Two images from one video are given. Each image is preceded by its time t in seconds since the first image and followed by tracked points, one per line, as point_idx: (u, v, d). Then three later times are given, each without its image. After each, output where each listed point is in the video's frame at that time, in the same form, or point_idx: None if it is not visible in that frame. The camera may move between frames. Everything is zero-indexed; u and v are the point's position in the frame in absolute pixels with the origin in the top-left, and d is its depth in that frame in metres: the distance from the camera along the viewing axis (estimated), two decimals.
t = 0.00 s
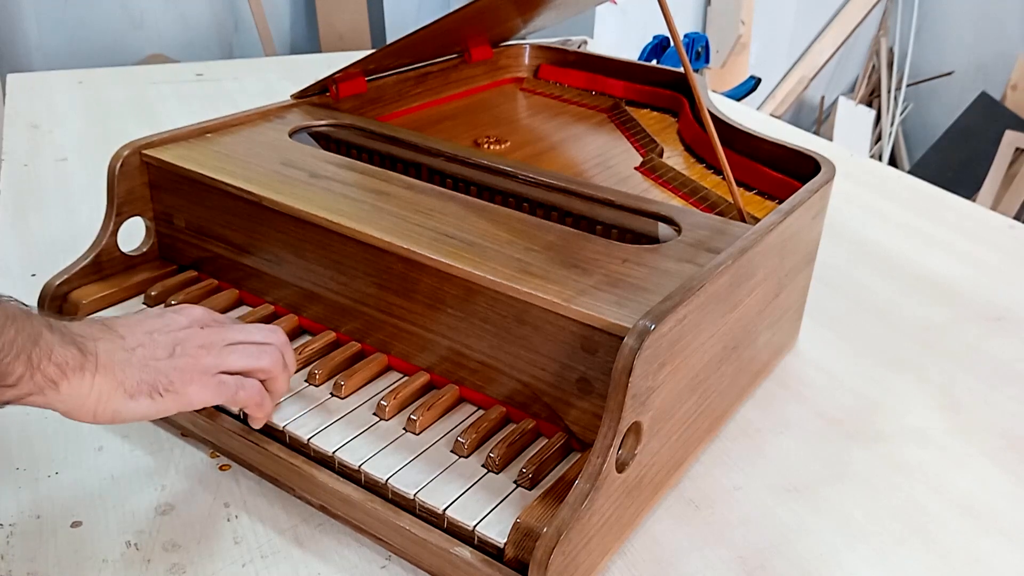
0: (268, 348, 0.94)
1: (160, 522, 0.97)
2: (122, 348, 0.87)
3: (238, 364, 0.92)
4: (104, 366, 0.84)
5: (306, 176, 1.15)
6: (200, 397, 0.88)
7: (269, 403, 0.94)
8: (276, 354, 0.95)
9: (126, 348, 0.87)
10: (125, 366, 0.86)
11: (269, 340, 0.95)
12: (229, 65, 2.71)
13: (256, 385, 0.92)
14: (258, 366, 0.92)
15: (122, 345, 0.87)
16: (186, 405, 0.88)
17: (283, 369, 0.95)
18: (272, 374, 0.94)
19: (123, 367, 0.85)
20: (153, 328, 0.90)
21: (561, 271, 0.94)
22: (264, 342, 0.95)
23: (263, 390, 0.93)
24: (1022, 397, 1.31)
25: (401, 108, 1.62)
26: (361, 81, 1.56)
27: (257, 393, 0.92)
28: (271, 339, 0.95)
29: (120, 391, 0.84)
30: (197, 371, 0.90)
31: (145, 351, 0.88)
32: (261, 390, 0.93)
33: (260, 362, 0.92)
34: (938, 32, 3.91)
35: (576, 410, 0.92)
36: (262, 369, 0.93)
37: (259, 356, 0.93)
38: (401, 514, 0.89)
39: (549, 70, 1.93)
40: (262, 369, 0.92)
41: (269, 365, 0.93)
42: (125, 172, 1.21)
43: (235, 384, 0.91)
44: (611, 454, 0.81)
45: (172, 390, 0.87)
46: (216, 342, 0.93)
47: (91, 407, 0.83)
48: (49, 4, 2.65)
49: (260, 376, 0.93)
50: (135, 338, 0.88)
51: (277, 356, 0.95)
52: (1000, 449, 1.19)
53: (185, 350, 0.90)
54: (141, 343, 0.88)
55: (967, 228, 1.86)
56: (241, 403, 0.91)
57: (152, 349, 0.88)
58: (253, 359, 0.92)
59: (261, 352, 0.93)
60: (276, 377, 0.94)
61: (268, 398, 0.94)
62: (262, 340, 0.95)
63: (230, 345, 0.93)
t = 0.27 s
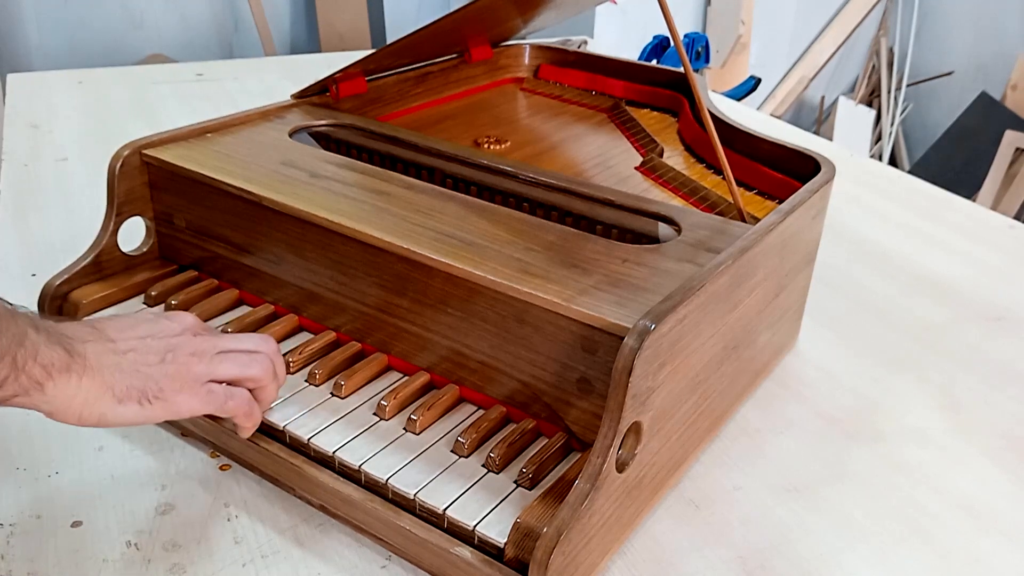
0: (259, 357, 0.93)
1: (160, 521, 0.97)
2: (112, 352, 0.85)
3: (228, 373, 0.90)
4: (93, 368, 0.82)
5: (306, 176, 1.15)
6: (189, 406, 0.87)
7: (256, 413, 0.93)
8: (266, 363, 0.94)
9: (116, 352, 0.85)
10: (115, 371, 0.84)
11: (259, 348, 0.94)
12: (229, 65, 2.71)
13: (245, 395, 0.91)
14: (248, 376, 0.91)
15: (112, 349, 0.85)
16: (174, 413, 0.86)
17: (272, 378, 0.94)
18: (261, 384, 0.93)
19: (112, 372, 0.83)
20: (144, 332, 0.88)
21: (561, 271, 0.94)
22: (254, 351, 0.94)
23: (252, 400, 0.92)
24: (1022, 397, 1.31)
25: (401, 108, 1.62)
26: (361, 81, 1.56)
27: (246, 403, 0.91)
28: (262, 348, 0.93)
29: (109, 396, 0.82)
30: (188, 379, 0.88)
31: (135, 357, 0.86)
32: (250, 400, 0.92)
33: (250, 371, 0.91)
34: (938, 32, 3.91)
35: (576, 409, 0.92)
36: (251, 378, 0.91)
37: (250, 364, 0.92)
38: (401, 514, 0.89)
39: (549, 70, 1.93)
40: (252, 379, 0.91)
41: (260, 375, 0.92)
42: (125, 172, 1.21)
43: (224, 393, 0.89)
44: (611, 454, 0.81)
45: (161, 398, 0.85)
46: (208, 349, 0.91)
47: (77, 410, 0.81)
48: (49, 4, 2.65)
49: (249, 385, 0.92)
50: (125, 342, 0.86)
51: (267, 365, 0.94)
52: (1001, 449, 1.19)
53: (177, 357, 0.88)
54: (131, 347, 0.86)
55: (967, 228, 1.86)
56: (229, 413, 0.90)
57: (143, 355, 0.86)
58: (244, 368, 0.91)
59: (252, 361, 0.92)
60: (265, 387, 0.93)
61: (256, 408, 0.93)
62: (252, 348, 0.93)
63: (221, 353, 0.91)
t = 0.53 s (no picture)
0: (253, 356, 0.93)
1: (160, 522, 0.97)
2: (106, 346, 0.84)
3: (223, 371, 0.90)
4: (86, 361, 0.81)
5: (306, 176, 1.15)
6: (181, 401, 0.86)
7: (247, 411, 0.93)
8: (261, 362, 0.94)
9: (111, 345, 0.85)
10: (109, 364, 0.83)
11: (254, 348, 0.94)
12: (229, 65, 2.71)
13: (237, 393, 0.92)
14: (242, 374, 0.91)
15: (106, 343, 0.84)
16: (166, 408, 0.86)
17: (265, 378, 0.94)
18: (254, 383, 0.93)
19: (106, 364, 0.83)
20: (139, 328, 0.88)
21: (561, 271, 0.94)
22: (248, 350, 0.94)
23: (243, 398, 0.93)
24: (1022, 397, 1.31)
25: (401, 108, 1.62)
26: (361, 81, 1.56)
27: (237, 401, 0.91)
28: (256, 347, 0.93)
29: (102, 388, 0.82)
30: (182, 374, 0.88)
31: (129, 350, 0.86)
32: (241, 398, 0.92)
33: (244, 370, 0.91)
34: (938, 32, 3.91)
35: (576, 409, 0.92)
36: (245, 377, 0.91)
37: (244, 363, 0.92)
38: (401, 514, 0.89)
39: (549, 70, 1.94)
40: (246, 378, 0.91)
41: (253, 374, 0.92)
42: (125, 172, 1.21)
43: (216, 390, 0.90)
44: (611, 454, 0.81)
45: (154, 392, 0.85)
46: (202, 346, 0.91)
47: (70, 401, 0.80)
48: (49, 4, 2.65)
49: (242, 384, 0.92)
50: (120, 336, 0.86)
51: (261, 365, 0.94)
52: (1001, 449, 1.19)
53: (172, 353, 0.88)
54: (126, 341, 0.86)
55: (967, 228, 1.86)
56: (221, 410, 0.90)
57: (138, 349, 0.86)
58: (237, 367, 0.91)
59: (246, 360, 0.92)
60: (257, 386, 0.93)
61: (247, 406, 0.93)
62: (247, 347, 0.93)
63: (216, 350, 0.91)
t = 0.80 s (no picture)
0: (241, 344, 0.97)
1: (160, 521, 0.97)
2: (105, 314, 0.88)
3: (215, 351, 0.94)
4: (84, 328, 0.86)
5: (306, 176, 1.15)
6: (171, 373, 0.91)
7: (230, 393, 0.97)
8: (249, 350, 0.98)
9: (108, 314, 0.89)
10: (106, 331, 0.87)
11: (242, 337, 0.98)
12: (229, 65, 2.71)
13: (225, 376, 0.95)
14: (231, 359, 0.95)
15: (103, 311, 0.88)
16: (155, 378, 0.90)
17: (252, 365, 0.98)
18: (242, 371, 0.97)
19: (103, 331, 0.87)
20: (138, 299, 0.92)
21: (561, 270, 0.94)
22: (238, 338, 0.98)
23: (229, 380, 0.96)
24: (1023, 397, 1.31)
25: (401, 108, 1.62)
26: (361, 81, 1.56)
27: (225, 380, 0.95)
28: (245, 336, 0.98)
29: (97, 354, 0.86)
30: (176, 347, 0.92)
31: (127, 319, 0.89)
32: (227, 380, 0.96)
33: (233, 355, 0.95)
34: (938, 32, 3.91)
35: (576, 409, 0.92)
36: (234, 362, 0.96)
37: (235, 348, 0.96)
38: (401, 514, 0.89)
39: (549, 70, 1.93)
40: (235, 362, 0.95)
41: (241, 360, 0.96)
42: (125, 172, 1.21)
43: (207, 366, 0.94)
44: (611, 454, 0.81)
45: (147, 362, 0.89)
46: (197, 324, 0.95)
47: (66, 365, 0.84)
48: (49, 4, 2.65)
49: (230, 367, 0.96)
50: (118, 305, 0.90)
51: (249, 352, 0.98)
52: (1001, 449, 1.19)
53: (167, 326, 0.92)
54: (124, 311, 0.90)
55: (967, 228, 1.86)
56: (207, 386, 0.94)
57: (135, 319, 0.90)
58: (228, 352, 0.95)
59: (237, 346, 0.96)
60: (244, 376, 0.97)
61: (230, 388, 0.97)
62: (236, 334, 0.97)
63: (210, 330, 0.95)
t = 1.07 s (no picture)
0: (220, 357, 0.93)
1: (160, 521, 0.97)
2: (74, 346, 0.82)
3: (195, 372, 0.90)
4: (57, 363, 0.80)
5: (306, 176, 1.15)
6: (153, 402, 0.86)
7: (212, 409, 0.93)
8: (229, 363, 0.94)
9: (80, 347, 0.83)
10: (78, 366, 0.82)
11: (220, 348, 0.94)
12: (229, 65, 2.71)
13: (207, 394, 0.91)
14: (212, 376, 0.91)
15: (74, 342, 0.82)
16: (139, 409, 0.85)
17: (234, 377, 0.94)
18: (224, 384, 0.93)
19: (76, 366, 0.81)
20: (107, 325, 0.86)
21: (560, 271, 0.94)
22: (216, 351, 0.93)
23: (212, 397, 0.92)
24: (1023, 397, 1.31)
25: (401, 108, 1.62)
26: (361, 81, 1.56)
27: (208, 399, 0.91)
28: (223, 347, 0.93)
29: (74, 390, 0.81)
30: (154, 375, 0.87)
31: (98, 351, 0.84)
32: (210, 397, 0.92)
33: (214, 372, 0.91)
34: (938, 32, 3.91)
35: (576, 409, 0.92)
36: (215, 378, 0.91)
37: (214, 364, 0.91)
38: (401, 514, 0.89)
39: (549, 70, 1.93)
40: (216, 379, 0.91)
41: (222, 375, 0.92)
42: (125, 172, 1.21)
43: (189, 390, 0.89)
44: (611, 454, 0.81)
45: (127, 395, 0.84)
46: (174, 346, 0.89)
47: (41, 404, 0.79)
48: (49, 4, 2.65)
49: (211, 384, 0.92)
50: (88, 335, 0.84)
51: (229, 365, 0.94)
52: (1001, 449, 1.19)
53: (143, 352, 0.87)
54: (95, 341, 0.84)
55: (967, 228, 1.86)
56: (192, 410, 0.90)
57: (108, 350, 0.84)
58: (209, 369, 0.90)
59: (217, 361, 0.92)
60: (227, 387, 0.93)
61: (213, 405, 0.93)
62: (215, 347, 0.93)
63: (187, 350, 0.90)
